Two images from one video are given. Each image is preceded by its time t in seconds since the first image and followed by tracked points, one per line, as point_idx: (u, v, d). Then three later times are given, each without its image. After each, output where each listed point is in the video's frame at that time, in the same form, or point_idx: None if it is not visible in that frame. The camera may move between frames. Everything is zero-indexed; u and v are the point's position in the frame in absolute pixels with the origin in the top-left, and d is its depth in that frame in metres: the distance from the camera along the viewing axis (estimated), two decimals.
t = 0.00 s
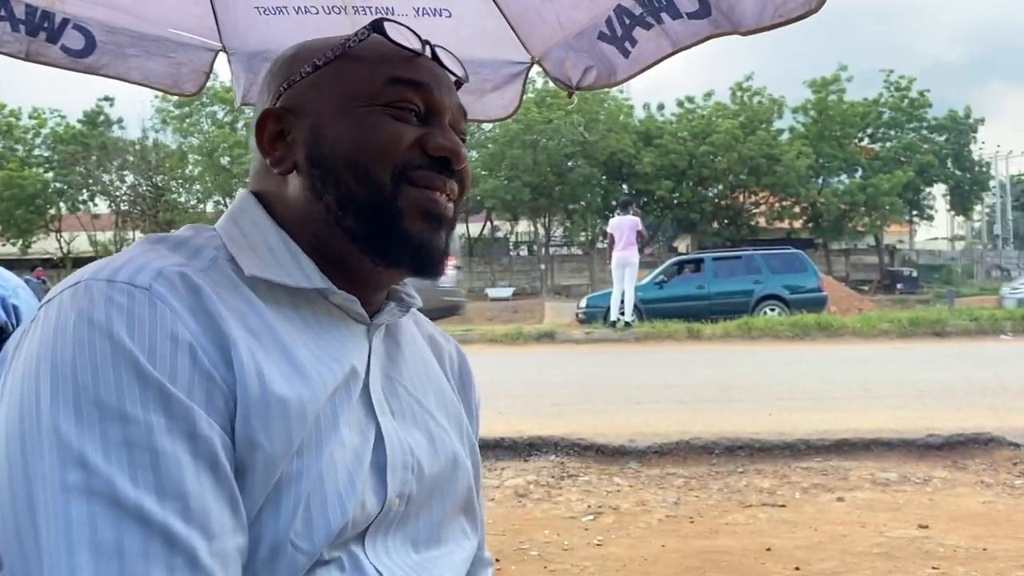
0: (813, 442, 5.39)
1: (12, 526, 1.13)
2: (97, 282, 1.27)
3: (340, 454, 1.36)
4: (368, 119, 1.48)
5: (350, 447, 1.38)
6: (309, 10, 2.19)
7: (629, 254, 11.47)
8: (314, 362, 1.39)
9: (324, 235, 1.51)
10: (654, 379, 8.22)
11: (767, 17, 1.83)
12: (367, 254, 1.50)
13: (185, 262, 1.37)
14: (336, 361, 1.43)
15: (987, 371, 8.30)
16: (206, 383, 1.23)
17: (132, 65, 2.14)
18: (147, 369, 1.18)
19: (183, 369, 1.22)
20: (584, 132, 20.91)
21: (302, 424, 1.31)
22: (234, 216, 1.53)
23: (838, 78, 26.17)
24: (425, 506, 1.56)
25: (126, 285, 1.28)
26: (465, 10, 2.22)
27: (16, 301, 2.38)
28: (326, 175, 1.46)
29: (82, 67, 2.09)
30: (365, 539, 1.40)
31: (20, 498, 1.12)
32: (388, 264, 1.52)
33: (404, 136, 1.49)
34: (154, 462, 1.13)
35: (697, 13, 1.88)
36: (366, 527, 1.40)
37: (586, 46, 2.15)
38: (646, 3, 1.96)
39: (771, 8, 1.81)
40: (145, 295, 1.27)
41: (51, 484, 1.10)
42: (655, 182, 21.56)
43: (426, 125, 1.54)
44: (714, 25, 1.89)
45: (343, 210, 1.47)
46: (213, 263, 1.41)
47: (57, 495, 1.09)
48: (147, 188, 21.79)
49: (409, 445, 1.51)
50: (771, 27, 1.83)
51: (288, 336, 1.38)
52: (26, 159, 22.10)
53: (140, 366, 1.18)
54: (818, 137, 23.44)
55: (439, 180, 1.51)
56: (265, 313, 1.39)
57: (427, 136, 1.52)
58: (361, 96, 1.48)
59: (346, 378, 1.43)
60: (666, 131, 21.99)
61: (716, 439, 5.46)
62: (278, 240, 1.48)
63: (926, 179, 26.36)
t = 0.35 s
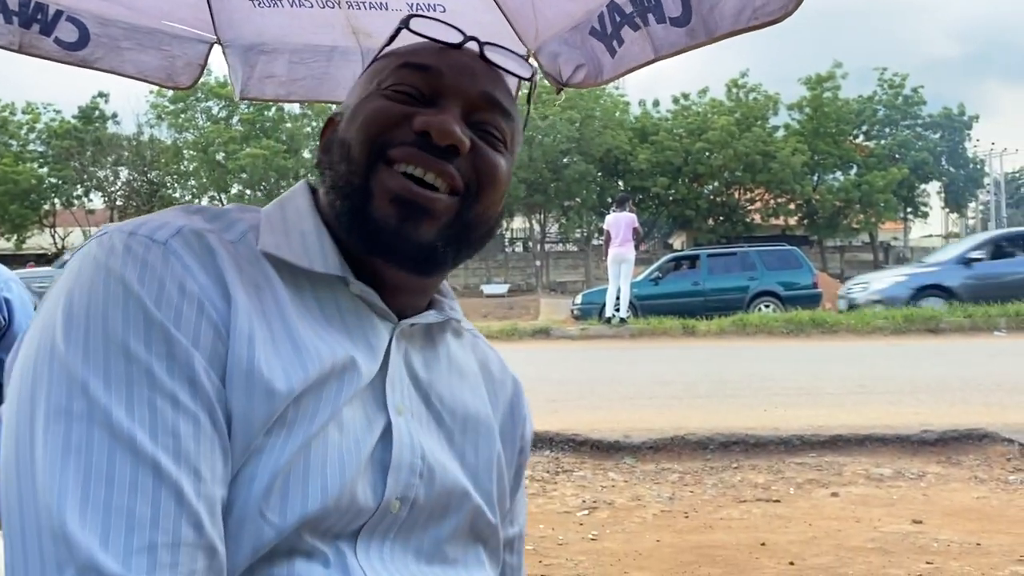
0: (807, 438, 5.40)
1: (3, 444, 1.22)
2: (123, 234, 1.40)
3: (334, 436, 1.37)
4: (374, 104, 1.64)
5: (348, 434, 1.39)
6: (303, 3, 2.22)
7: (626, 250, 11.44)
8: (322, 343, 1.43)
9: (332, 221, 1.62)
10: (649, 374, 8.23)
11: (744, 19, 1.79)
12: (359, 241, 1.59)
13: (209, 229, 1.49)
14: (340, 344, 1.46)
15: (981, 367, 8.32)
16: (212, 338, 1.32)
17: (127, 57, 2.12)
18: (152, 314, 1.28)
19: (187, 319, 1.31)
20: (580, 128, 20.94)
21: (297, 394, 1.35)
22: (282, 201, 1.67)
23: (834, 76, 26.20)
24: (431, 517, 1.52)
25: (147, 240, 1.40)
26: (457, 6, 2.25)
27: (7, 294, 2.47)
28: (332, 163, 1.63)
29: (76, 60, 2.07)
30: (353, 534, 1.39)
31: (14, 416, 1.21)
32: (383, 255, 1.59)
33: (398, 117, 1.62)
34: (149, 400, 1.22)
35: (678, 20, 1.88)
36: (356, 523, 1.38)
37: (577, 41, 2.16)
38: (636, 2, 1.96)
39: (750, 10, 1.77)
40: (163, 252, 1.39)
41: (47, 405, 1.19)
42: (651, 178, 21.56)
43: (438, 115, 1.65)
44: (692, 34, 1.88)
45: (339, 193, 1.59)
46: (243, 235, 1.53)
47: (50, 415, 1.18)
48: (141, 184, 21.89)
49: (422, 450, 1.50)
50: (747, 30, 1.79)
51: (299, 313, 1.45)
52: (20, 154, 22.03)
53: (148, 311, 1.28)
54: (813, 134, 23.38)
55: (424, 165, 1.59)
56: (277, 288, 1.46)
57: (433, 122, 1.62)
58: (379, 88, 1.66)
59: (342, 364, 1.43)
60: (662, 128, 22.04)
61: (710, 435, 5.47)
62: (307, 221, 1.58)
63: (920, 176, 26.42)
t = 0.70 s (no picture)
0: (804, 435, 5.41)
1: (100, 388, 1.26)
2: (237, 211, 1.46)
3: (404, 430, 1.37)
4: (471, 122, 1.63)
5: (415, 432, 1.38)
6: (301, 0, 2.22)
7: (622, 246, 11.46)
8: (402, 340, 1.43)
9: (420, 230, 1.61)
10: (645, 371, 8.24)
11: (733, 18, 1.74)
12: (447, 251, 1.57)
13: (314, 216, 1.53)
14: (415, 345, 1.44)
15: (976, 364, 8.33)
16: (311, 316, 1.36)
17: (125, 53, 2.09)
18: (257, 287, 1.34)
19: (285, 296, 1.35)
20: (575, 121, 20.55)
21: (375, 382, 1.36)
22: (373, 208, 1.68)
23: (829, 73, 26.20)
24: (479, 526, 1.49)
25: (260, 220, 1.46)
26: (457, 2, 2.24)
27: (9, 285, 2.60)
28: (423, 175, 1.62)
29: (74, 55, 2.03)
30: (407, 529, 1.38)
31: (115, 361, 1.25)
32: (469, 265, 1.57)
33: (493, 132, 1.61)
34: (245, 366, 1.26)
35: (671, 20, 1.86)
36: (412, 517, 1.37)
37: (576, 40, 2.16)
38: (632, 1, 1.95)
39: (739, 8, 1.73)
40: (271, 231, 1.44)
41: (151, 354, 1.24)
42: (646, 175, 21.56)
43: (531, 133, 1.64)
44: (681, 36, 1.85)
45: (431, 204, 1.58)
46: (341, 229, 1.54)
47: (153, 362, 1.23)
48: (137, 180, 22.11)
49: (477, 459, 1.46)
50: (735, 29, 1.74)
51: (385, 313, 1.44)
52: (14, 149, 21.94)
53: (255, 282, 1.34)
54: (809, 131, 23.41)
55: (514, 179, 1.57)
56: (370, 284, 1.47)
57: (528, 139, 1.61)
58: (475, 107, 1.66)
59: (414, 362, 1.42)
60: (657, 124, 21.99)
61: (707, 432, 5.48)
62: (399, 224, 1.59)
63: (916, 173, 26.44)
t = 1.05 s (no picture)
0: (798, 432, 5.42)
1: (160, 358, 1.25)
2: (290, 204, 1.47)
3: (432, 424, 1.41)
4: (494, 147, 1.68)
5: (439, 427, 1.42)
6: None
7: (618, 244, 11.43)
8: (431, 342, 1.48)
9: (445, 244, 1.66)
10: (640, 369, 8.26)
11: (727, 18, 1.77)
12: (470, 264, 1.63)
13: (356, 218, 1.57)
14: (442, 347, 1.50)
15: (970, 362, 8.34)
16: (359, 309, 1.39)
17: (118, 52, 2.09)
18: (313, 272, 1.36)
19: (338, 286, 1.38)
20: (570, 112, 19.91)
21: (411, 374, 1.41)
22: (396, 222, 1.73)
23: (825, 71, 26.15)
24: (493, 523, 1.52)
25: (311, 215, 1.48)
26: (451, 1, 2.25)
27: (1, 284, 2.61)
28: (448, 194, 1.67)
29: (66, 53, 2.03)
30: (426, 519, 1.40)
31: (177, 332, 1.25)
32: (490, 277, 1.64)
33: (516, 158, 1.66)
34: (305, 345, 1.28)
35: (664, 20, 1.87)
36: (433, 506, 1.41)
37: (568, 39, 2.17)
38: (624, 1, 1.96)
39: (734, 8, 1.76)
40: (322, 225, 1.46)
41: (220, 327, 1.25)
42: (643, 172, 21.53)
43: (552, 160, 1.69)
44: (674, 37, 1.87)
45: (454, 222, 1.64)
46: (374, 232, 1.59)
47: (224, 335, 1.24)
48: (133, 177, 22.07)
49: (488, 460, 1.51)
50: (730, 28, 1.77)
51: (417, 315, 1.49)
52: (9, 146, 21.88)
53: (313, 270, 1.36)
54: (804, 129, 23.39)
55: (535, 202, 1.64)
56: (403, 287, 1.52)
57: (551, 165, 1.67)
58: (498, 135, 1.71)
59: (441, 359, 1.48)
60: (654, 122, 21.95)
61: (701, 429, 5.49)
62: (422, 234, 1.63)
63: (912, 171, 26.45)
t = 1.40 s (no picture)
0: (792, 430, 5.42)
1: (157, 344, 1.24)
2: (271, 202, 1.46)
3: (412, 409, 1.41)
4: (463, 156, 1.66)
5: (419, 412, 1.42)
6: None
7: (613, 242, 11.45)
8: (408, 332, 1.47)
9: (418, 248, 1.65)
10: (636, 367, 8.26)
11: (711, 15, 1.74)
12: (447, 266, 1.63)
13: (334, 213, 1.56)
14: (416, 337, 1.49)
15: (963, 360, 8.37)
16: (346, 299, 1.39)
17: (108, 51, 2.09)
18: (301, 261, 1.36)
19: (326, 276, 1.39)
20: (569, 121, 20.52)
21: (390, 360, 1.41)
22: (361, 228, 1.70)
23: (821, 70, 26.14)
24: (467, 511, 1.52)
25: (291, 211, 1.47)
26: None
27: None
28: (420, 200, 1.65)
29: (56, 50, 2.01)
30: (411, 503, 1.39)
31: (172, 320, 1.24)
32: (465, 279, 1.64)
33: (487, 167, 1.64)
34: (299, 330, 1.28)
35: (645, 19, 1.86)
36: (414, 490, 1.40)
37: (558, 37, 2.17)
38: None
39: (717, 7, 1.72)
40: (304, 219, 1.46)
41: (219, 311, 1.24)
42: (639, 170, 21.52)
43: (519, 171, 1.69)
44: (654, 37, 1.85)
45: (428, 224, 1.63)
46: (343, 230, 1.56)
47: (224, 319, 1.23)
48: (128, 175, 22.02)
49: (458, 449, 1.50)
50: (710, 26, 1.74)
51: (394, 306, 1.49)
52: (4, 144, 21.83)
53: (302, 261, 1.36)
54: (800, 128, 23.41)
55: (507, 206, 1.63)
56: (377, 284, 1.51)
57: (519, 176, 1.67)
58: (466, 146, 1.69)
59: (417, 348, 1.48)
60: (650, 121, 22.02)
61: (695, 427, 5.49)
62: (391, 241, 1.61)
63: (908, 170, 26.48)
